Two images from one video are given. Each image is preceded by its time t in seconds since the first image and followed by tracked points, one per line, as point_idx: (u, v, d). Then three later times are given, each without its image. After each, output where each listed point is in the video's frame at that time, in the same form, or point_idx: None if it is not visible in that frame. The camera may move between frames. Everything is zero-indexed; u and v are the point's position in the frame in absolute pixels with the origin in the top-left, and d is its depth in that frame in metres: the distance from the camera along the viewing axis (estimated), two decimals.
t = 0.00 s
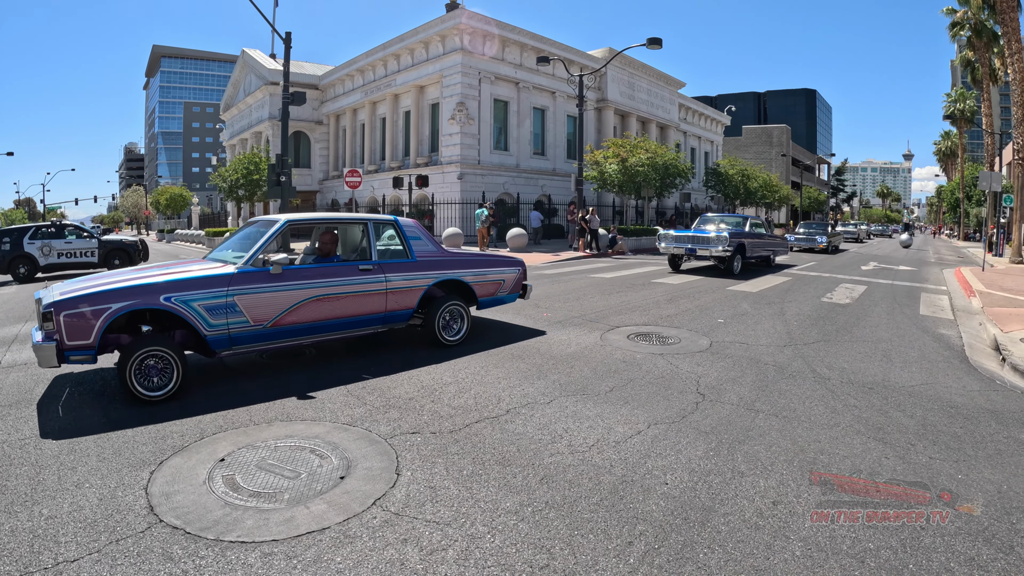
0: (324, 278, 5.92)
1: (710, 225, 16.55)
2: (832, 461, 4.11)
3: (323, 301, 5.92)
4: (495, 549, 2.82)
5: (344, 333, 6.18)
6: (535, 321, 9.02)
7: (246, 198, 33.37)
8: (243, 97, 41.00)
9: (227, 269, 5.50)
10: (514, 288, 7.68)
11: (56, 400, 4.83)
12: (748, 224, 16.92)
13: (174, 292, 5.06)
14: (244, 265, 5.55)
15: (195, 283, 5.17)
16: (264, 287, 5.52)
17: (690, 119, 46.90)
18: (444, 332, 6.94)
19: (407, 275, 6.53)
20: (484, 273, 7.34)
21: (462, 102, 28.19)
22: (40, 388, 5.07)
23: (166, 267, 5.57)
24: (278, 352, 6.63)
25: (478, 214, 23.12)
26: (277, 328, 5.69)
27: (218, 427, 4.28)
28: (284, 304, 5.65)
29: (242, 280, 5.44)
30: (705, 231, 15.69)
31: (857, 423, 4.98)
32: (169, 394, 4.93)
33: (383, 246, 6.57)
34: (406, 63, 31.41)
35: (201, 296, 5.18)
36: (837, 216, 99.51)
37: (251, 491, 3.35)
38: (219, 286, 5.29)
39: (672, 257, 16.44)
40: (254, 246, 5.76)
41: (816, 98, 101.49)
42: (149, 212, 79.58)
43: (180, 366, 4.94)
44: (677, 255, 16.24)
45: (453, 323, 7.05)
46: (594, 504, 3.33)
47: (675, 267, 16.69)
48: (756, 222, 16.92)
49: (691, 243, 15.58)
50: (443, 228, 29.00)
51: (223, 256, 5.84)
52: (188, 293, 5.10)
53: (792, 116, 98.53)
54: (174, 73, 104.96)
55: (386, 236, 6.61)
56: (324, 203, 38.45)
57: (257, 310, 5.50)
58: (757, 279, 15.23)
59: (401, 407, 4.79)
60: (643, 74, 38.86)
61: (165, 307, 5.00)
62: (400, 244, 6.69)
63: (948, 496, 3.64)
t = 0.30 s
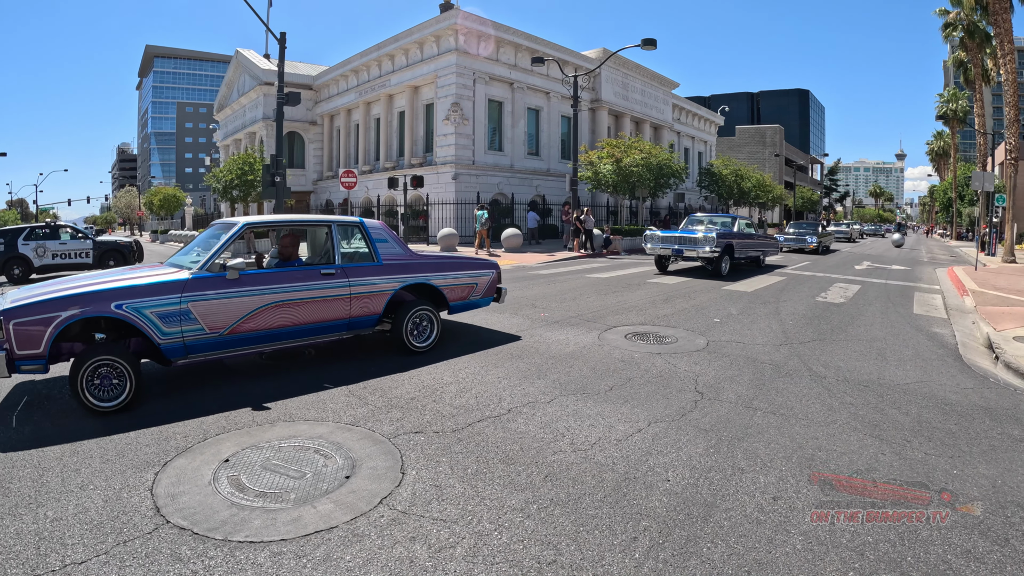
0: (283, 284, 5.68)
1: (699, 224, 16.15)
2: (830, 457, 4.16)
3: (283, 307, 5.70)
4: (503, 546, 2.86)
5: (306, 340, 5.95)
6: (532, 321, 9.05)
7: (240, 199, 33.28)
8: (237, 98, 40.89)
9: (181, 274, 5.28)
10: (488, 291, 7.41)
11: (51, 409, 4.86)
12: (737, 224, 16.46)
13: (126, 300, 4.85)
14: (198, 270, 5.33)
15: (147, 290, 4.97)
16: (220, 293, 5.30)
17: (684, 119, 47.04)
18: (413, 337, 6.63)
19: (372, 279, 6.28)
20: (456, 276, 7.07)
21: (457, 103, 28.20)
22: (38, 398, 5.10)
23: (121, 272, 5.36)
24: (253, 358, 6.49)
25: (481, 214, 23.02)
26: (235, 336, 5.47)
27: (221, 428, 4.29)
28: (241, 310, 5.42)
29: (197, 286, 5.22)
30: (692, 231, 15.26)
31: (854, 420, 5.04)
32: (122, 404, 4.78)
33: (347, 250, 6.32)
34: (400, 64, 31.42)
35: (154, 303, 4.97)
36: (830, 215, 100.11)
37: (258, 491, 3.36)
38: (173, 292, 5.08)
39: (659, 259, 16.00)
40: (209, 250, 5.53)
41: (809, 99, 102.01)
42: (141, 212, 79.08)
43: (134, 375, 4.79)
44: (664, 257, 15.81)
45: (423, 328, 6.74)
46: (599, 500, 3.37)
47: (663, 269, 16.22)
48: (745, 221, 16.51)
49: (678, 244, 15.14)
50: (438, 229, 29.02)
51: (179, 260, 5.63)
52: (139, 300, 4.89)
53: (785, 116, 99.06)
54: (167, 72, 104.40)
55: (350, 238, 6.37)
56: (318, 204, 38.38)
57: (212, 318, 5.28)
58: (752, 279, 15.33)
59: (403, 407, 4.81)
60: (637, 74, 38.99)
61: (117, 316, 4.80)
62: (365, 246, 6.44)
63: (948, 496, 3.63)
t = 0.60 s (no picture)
0: (243, 289, 5.45)
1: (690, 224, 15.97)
2: (833, 454, 4.20)
3: (243, 312, 5.47)
4: (510, 542, 2.89)
5: (269, 347, 5.74)
6: (531, 321, 9.09)
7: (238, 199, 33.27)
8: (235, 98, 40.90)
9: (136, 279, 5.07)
10: (463, 295, 7.17)
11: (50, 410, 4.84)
12: (729, 225, 16.21)
13: (77, 306, 4.64)
14: (154, 275, 5.11)
15: (100, 296, 4.76)
16: (177, 300, 5.10)
17: (681, 119, 47.14)
18: (382, 344, 6.37)
19: (338, 283, 6.04)
20: (428, 279, 6.82)
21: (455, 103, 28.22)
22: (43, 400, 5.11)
23: (77, 277, 5.15)
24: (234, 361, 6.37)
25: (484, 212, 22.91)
26: (194, 343, 5.25)
27: (226, 427, 4.32)
28: (199, 317, 5.21)
29: (153, 292, 5.02)
30: (682, 232, 15.05)
31: (853, 418, 5.08)
32: (76, 415, 4.59)
33: (312, 253, 6.08)
34: (398, 64, 31.45)
35: (106, 310, 4.75)
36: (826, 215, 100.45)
37: (264, 489, 3.39)
38: (127, 299, 4.88)
39: (649, 260, 15.79)
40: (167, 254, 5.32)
41: (806, 99, 102.35)
42: (138, 213, 78.90)
43: (90, 385, 4.61)
44: (653, 258, 15.59)
45: (393, 333, 6.46)
46: (603, 497, 3.40)
47: (652, 271, 15.94)
48: (737, 221, 16.29)
49: (667, 245, 14.93)
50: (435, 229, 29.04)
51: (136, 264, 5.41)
52: (91, 306, 4.68)
53: (782, 116, 99.38)
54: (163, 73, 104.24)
55: (316, 241, 6.15)
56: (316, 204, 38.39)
57: (169, 325, 5.07)
58: (750, 279, 15.40)
59: (406, 406, 4.84)
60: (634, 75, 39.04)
61: (69, 323, 4.60)
62: (331, 250, 6.20)
63: (948, 495, 3.61)
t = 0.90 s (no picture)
0: (200, 294, 5.26)
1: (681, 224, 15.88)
2: (831, 453, 4.23)
3: (200, 319, 5.27)
4: (511, 539, 2.91)
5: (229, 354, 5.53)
6: (530, 321, 9.12)
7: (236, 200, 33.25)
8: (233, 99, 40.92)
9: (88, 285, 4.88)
10: (435, 300, 6.90)
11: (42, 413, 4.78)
12: (720, 225, 16.12)
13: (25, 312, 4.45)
14: (106, 280, 4.92)
15: (50, 302, 4.58)
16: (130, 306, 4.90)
17: (679, 120, 47.23)
18: (347, 350, 6.10)
19: (300, 289, 5.82)
20: (398, 283, 6.56)
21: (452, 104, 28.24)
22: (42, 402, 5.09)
23: (31, 281, 4.98)
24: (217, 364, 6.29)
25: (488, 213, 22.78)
26: (149, 350, 5.07)
27: (226, 427, 4.33)
28: (153, 324, 5.01)
29: (107, 298, 4.84)
30: (672, 232, 14.92)
31: (850, 417, 5.11)
32: (26, 425, 4.40)
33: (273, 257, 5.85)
34: (395, 65, 31.47)
35: (56, 316, 4.57)
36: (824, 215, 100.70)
37: (266, 489, 3.40)
38: (78, 304, 4.69)
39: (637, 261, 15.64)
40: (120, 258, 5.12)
41: (804, 99, 102.63)
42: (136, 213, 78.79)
43: (42, 395, 4.42)
44: (642, 259, 15.43)
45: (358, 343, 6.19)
46: (603, 495, 3.43)
47: (641, 273, 15.76)
48: (728, 221, 16.19)
49: (657, 245, 14.79)
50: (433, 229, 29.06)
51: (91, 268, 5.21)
52: (38, 313, 4.49)
53: (779, 116, 99.63)
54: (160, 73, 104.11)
55: (279, 244, 5.91)
56: (313, 205, 38.38)
57: (122, 331, 4.89)
58: (747, 279, 15.43)
59: (406, 405, 4.86)
60: (632, 75, 39.06)
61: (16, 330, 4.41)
62: (293, 253, 5.96)
63: (948, 495, 3.61)
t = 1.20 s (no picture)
0: (155, 299, 5.13)
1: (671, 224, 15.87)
2: (828, 450, 4.26)
3: (153, 324, 5.14)
4: (508, 535, 2.94)
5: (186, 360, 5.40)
6: (527, 320, 9.14)
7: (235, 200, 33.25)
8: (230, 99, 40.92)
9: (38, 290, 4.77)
10: (402, 304, 6.71)
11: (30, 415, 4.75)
12: (711, 224, 16.15)
13: None
14: (57, 285, 4.81)
15: None
16: (81, 310, 4.78)
17: (676, 120, 47.32)
18: (308, 356, 5.84)
19: (257, 293, 5.65)
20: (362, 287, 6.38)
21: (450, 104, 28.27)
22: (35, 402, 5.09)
23: None
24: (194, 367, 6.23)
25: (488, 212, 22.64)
26: (101, 357, 4.95)
27: (225, 426, 4.35)
28: (104, 329, 4.89)
29: (56, 303, 4.72)
30: (659, 232, 14.86)
31: (846, 414, 5.14)
32: None
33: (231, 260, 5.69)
34: (393, 65, 31.49)
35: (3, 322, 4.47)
36: (821, 215, 100.83)
37: (264, 486, 3.42)
38: (27, 310, 4.58)
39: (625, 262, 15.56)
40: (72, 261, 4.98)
41: (802, 99, 102.76)
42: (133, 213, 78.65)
43: None
44: (629, 261, 15.37)
45: (323, 346, 5.95)
46: (600, 492, 3.45)
47: (629, 274, 15.69)
48: (718, 221, 16.20)
49: (644, 246, 14.73)
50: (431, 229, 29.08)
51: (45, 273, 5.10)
52: None
53: (777, 116, 99.73)
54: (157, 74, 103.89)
55: (235, 247, 5.72)
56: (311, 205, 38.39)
57: (74, 337, 4.77)
58: (745, 278, 15.45)
59: (404, 404, 4.88)
60: (628, 75, 39.08)
61: None
62: (253, 256, 5.79)
63: (948, 495, 3.61)
